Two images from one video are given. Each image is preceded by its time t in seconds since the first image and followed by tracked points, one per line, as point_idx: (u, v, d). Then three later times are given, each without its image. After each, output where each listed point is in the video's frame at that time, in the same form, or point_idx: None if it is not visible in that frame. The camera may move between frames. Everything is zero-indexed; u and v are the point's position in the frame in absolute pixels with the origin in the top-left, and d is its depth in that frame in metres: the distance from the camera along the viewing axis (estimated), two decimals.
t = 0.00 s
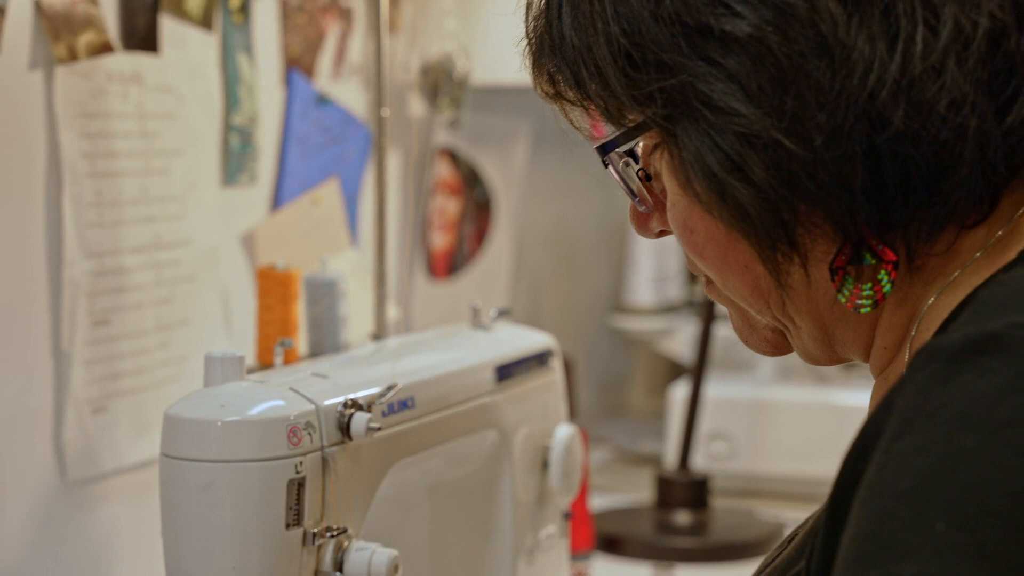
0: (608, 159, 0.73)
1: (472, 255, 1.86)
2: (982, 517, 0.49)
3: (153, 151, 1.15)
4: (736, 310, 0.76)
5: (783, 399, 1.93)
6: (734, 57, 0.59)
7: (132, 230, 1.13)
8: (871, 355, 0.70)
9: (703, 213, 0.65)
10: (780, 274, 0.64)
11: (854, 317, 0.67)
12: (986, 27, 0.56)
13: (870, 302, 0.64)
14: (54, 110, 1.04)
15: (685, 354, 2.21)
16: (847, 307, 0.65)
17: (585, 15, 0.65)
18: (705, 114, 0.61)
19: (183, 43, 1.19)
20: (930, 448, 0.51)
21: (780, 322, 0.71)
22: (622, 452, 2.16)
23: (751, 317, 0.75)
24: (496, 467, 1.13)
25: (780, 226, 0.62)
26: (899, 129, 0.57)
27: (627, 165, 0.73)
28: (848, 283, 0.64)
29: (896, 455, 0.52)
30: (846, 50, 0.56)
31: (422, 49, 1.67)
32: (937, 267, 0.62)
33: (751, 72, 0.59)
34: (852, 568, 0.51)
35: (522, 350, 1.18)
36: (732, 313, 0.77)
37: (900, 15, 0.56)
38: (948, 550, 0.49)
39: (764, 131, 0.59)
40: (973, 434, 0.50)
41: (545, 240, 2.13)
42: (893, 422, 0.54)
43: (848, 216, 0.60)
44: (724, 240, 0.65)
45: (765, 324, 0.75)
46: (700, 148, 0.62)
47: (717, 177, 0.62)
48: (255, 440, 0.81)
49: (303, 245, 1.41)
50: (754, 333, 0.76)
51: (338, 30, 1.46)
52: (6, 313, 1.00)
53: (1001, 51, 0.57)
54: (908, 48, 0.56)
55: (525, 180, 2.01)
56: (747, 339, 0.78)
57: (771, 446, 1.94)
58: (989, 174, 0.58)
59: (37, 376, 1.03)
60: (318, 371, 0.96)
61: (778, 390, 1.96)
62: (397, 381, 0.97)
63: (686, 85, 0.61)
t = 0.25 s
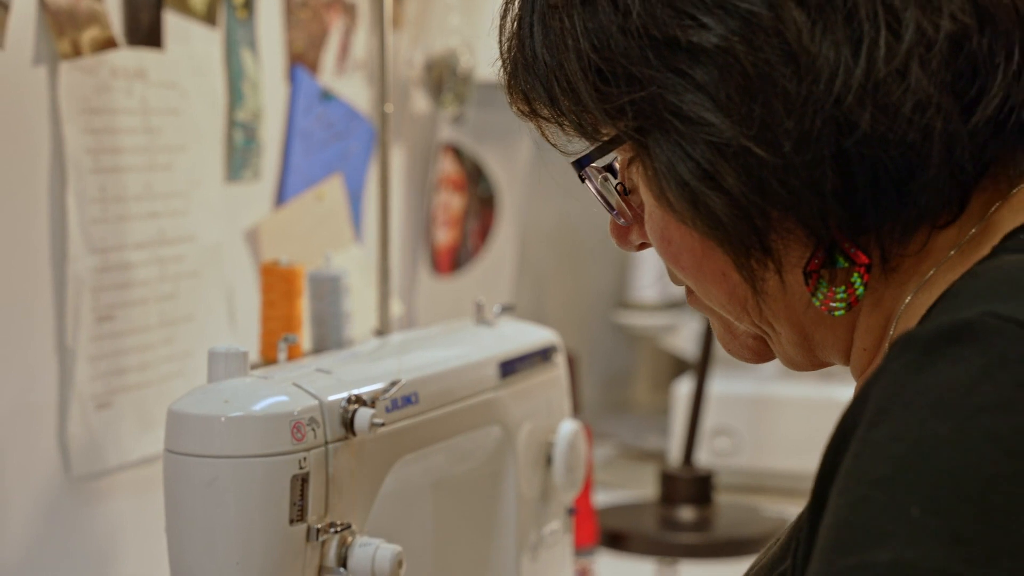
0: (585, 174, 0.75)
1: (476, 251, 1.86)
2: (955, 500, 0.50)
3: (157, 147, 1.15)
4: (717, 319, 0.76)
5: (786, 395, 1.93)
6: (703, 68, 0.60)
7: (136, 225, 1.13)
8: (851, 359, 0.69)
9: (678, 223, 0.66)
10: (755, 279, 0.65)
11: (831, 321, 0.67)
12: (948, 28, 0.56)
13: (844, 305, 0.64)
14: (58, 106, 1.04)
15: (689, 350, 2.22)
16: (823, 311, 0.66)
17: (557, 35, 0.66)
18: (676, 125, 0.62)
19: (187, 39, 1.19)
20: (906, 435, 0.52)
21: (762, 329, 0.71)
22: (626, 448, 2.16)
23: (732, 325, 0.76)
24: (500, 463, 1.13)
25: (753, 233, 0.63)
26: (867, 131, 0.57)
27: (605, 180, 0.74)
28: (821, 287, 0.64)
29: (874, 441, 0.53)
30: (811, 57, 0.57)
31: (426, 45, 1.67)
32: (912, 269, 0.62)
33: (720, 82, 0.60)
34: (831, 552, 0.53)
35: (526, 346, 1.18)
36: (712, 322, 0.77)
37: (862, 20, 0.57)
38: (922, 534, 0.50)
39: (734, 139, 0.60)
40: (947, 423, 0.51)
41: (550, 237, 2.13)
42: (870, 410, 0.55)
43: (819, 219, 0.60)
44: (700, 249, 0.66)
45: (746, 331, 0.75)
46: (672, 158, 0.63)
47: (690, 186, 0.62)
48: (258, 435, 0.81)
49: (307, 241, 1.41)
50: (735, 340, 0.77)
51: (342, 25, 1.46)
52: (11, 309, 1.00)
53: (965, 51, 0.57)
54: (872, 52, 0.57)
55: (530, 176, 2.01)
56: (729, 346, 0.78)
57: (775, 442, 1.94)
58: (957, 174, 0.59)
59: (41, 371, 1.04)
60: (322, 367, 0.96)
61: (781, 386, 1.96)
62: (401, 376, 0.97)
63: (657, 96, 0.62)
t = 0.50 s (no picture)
0: (571, 176, 0.75)
1: (479, 246, 1.86)
2: (930, 488, 0.50)
3: (161, 142, 1.15)
4: (705, 318, 0.76)
5: (790, 390, 1.93)
6: (685, 69, 0.59)
7: (140, 220, 1.13)
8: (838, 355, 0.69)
9: (664, 224, 0.65)
10: (740, 279, 0.65)
11: (816, 319, 0.67)
12: (927, 27, 0.56)
13: (828, 304, 0.64)
14: (62, 101, 1.04)
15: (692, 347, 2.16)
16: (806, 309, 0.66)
17: (541, 38, 0.66)
18: (659, 126, 0.61)
19: (190, 34, 1.19)
20: (882, 423, 0.52)
21: (750, 329, 0.70)
22: (629, 443, 2.16)
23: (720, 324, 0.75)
24: (503, 458, 1.13)
25: (738, 233, 0.62)
26: (847, 130, 0.56)
27: (593, 183, 0.75)
28: (805, 284, 0.64)
29: (850, 429, 0.53)
30: (791, 57, 0.56)
31: (430, 39, 1.67)
32: (896, 266, 0.62)
33: (702, 83, 0.59)
34: (807, 540, 0.52)
35: (530, 341, 1.18)
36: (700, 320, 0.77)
37: (842, 20, 0.56)
38: (897, 521, 0.50)
39: (716, 139, 0.59)
40: (923, 410, 0.51)
41: (555, 232, 2.13)
42: (847, 398, 0.54)
43: (803, 218, 0.60)
44: (688, 250, 0.65)
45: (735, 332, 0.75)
46: (655, 159, 0.62)
47: (675, 187, 0.62)
48: (262, 431, 0.81)
49: (312, 236, 1.41)
50: (723, 339, 0.76)
51: (346, 20, 1.46)
52: (15, 304, 1.00)
53: (944, 48, 0.56)
54: (851, 51, 0.56)
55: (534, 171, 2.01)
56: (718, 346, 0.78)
57: (779, 437, 1.93)
58: (938, 171, 0.58)
59: (45, 367, 1.03)
60: (326, 362, 0.96)
61: (785, 381, 1.96)
62: (405, 372, 0.97)
63: (640, 98, 0.61)
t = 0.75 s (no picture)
0: (562, 178, 0.76)
1: (483, 242, 1.86)
2: (913, 481, 0.49)
3: (165, 137, 1.15)
4: (697, 318, 0.76)
5: (794, 386, 1.92)
6: (672, 70, 0.59)
7: (144, 216, 1.13)
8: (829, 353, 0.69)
9: (653, 224, 0.65)
10: (729, 278, 0.65)
11: (807, 318, 0.67)
12: (911, 25, 0.56)
13: (817, 302, 0.65)
14: (66, 96, 1.04)
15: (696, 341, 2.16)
16: (795, 308, 0.66)
17: (529, 39, 0.66)
18: (647, 127, 0.61)
19: (195, 29, 1.19)
20: (866, 416, 0.52)
21: (741, 327, 0.71)
22: (633, 439, 2.16)
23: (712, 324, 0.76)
24: (508, 454, 1.13)
25: (725, 232, 0.62)
26: (833, 129, 0.57)
27: (586, 185, 0.75)
28: (794, 283, 0.65)
29: (834, 422, 0.53)
30: (776, 58, 0.57)
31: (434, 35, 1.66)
32: (885, 263, 0.63)
33: (689, 84, 0.59)
34: (785, 532, 0.51)
35: (536, 336, 1.18)
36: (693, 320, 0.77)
37: (827, 19, 0.56)
38: (877, 513, 0.49)
39: (704, 140, 0.59)
40: (908, 403, 0.51)
41: (559, 228, 2.12)
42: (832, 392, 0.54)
43: (789, 217, 0.60)
44: (677, 249, 0.66)
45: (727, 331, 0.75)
46: (644, 160, 0.62)
47: (663, 187, 0.62)
48: (267, 425, 0.81)
49: (316, 231, 1.40)
50: (715, 339, 0.77)
51: (350, 16, 1.46)
52: (19, 299, 1.00)
53: (928, 48, 0.57)
54: (837, 50, 0.56)
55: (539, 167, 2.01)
56: (712, 347, 0.78)
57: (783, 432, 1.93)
58: (924, 169, 0.59)
59: (49, 362, 1.03)
60: (331, 357, 0.96)
61: (789, 377, 1.95)
62: (410, 367, 0.97)
63: (628, 99, 0.62)
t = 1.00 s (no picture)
0: (557, 178, 0.76)
1: (488, 236, 1.86)
2: (898, 474, 0.49)
3: (170, 131, 1.15)
4: (692, 316, 0.76)
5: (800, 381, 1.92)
6: (664, 69, 0.60)
7: (149, 210, 1.13)
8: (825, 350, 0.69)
9: (646, 222, 0.65)
10: (722, 276, 0.65)
11: (804, 314, 0.67)
12: (901, 22, 0.56)
13: (809, 299, 0.65)
14: (72, 90, 1.04)
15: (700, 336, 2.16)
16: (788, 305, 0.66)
17: (522, 38, 0.66)
18: (639, 125, 0.61)
19: (200, 23, 1.18)
20: (854, 409, 0.51)
21: (736, 324, 0.71)
22: (638, 433, 2.16)
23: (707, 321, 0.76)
24: (513, 448, 1.13)
25: (717, 230, 0.62)
26: (824, 126, 0.57)
27: (582, 183, 0.76)
28: (787, 281, 0.65)
29: (823, 415, 0.52)
30: (767, 55, 0.57)
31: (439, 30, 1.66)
32: (878, 260, 0.63)
33: (681, 82, 0.59)
34: (771, 523, 0.51)
35: (541, 330, 1.18)
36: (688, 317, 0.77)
37: (817, 17, 0.56)
38: (861, 504, 0.48)
39: (695, 138, 0.59)
40: (894, 395, 0.50)
41: (564, 222, 2.12)
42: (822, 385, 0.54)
43: (781, 215, 0.60)
44: (670, 247, 0.66)
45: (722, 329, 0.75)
46: (636, 159, 0.62)
47: (655, 186, 0.62)
48: (272, 419, 0.81)
49: (321, 226, 1.40)
50: (712, 336, 0.77)
51: (355, 10, 1.46)
52: (25, 293, 1.00)
53: (918, 44, 0.57)
54: (827, 48, 0.56)
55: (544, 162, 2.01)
56: (709, 346, 0.78)
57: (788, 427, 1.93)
58: (915, 165, 0.58)
59: (55, 356, 1.04)
60: (337, 351, 0.96)
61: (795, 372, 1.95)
62: (415, 361, 0.97)
63: (620, 98, 0.62)
